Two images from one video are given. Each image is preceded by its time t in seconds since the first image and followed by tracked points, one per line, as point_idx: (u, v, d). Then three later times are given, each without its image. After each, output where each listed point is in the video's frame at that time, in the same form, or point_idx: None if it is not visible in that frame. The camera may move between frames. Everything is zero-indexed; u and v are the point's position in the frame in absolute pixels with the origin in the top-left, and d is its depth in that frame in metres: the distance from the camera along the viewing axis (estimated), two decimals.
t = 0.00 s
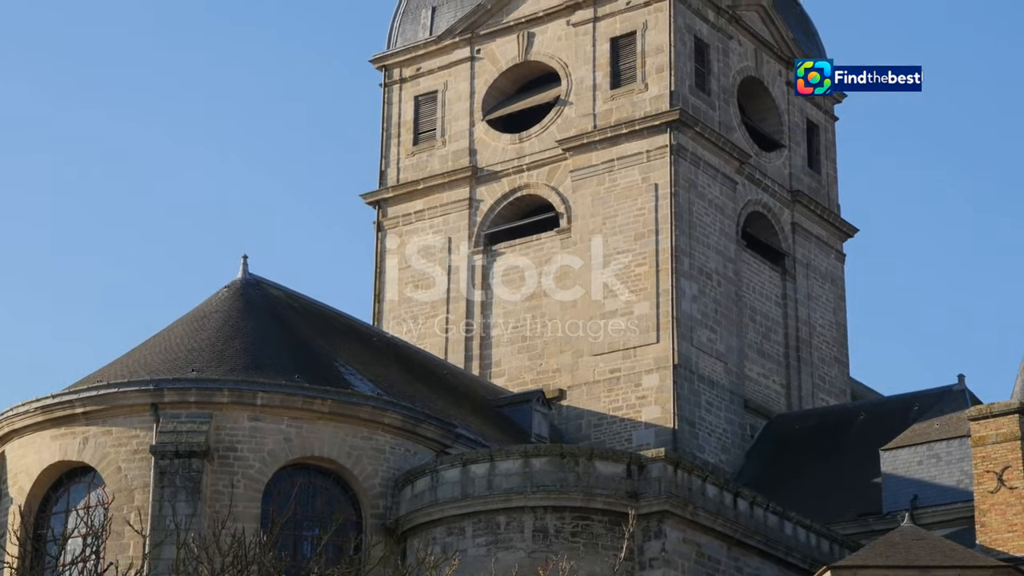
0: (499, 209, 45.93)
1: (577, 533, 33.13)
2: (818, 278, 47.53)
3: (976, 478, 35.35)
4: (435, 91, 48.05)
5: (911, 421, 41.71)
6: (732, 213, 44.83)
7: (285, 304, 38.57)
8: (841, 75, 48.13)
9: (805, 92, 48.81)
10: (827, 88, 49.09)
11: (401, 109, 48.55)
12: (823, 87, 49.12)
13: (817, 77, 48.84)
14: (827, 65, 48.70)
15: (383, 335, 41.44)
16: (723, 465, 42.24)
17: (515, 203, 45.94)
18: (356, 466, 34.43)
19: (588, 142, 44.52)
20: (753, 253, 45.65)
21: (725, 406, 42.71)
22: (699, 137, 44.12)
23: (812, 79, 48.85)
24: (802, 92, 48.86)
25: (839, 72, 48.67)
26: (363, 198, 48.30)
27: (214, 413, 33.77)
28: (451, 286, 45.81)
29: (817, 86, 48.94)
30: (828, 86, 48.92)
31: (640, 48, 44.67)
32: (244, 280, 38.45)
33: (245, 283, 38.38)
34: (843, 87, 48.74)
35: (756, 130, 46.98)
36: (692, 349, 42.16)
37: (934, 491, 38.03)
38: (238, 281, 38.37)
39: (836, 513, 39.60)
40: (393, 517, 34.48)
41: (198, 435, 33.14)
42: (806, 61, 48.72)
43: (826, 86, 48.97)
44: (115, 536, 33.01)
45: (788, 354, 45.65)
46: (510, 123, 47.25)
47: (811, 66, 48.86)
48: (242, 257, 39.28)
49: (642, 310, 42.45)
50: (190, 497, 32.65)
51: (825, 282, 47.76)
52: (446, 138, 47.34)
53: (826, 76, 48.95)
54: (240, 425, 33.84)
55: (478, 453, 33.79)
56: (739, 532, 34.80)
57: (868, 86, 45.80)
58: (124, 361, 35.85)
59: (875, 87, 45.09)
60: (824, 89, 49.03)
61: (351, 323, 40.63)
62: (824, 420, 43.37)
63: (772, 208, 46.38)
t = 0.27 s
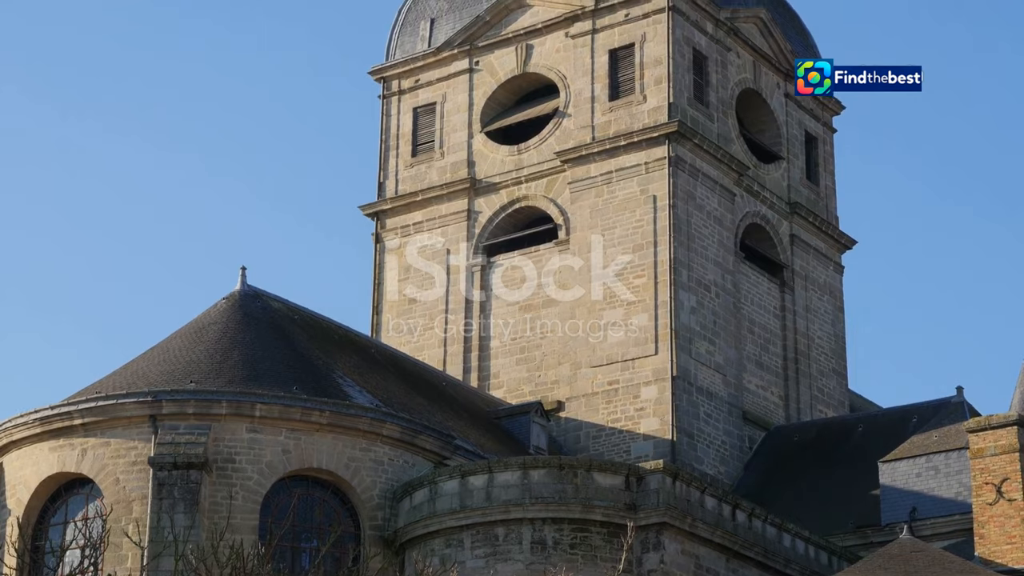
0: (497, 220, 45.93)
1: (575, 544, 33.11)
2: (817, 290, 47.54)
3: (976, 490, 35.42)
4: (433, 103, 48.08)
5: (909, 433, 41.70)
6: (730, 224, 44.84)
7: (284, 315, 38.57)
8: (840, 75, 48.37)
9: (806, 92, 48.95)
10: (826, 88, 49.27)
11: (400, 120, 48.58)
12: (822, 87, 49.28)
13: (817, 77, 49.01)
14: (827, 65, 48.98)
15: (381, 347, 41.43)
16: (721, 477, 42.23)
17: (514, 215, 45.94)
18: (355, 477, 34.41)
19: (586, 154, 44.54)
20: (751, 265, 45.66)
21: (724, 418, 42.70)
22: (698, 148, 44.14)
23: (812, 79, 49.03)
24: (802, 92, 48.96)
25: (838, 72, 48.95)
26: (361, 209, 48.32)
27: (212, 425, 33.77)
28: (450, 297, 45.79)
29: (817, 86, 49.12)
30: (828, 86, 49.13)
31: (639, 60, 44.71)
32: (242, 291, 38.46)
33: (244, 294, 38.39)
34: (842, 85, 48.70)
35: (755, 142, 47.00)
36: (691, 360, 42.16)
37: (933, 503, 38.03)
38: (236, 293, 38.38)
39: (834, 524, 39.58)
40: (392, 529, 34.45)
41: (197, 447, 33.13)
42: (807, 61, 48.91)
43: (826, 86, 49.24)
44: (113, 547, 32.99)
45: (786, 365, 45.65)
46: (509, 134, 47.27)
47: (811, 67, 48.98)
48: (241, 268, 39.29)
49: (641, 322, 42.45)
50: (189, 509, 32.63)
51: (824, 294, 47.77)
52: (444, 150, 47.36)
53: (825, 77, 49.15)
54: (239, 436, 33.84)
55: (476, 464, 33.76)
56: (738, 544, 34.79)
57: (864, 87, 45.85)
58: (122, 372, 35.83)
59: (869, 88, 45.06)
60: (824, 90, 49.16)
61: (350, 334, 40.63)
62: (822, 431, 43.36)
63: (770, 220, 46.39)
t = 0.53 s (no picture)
0: (497, 232, 45.93)
1: (574, 556, 33.10)
2: (816, 301, 47.54)
3: (975, 501, 35.36)
4: (432, 114, 48.10)
5: (908, 444, 41.69)
6: (729, 236, 44.85)
7: (283, 326, 38.57)
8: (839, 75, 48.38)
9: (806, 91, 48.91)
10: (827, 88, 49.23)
11: (399, 132, 48.60)
12: (822, 87, 49.25)
13: (817, 77, 49.02)
14: (827, 65, 48.98)
15: (380, 358, 41.42)
16: (720, 488, 42.22)
17: (513, 226, 45.95)
18: (353, 489, 34.40)
19: (585, 165, 44.56)
20: (750, 277, 45.67)
21: (723, 429, 42.70)
22: (697, 160, 44.17)
23: (812, 79, 49.00)
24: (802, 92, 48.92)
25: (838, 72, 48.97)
26: (360, 220, 48.33)
27: (211, 436, 33.78)
28: (449, 308, 45.79)
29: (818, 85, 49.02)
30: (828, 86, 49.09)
31: (638, 71, 44.75)
32: (241, 302, 38.45)
33: (243, 305, 38.39)
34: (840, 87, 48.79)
35: (754, 153, 47.02)
36: (690, 372, 42.16)
37: (932, 514, 38.03)
38: (235, 304, 38.37)
39: (833, 536, 39.57)
40: (390, 540, 34.43)
41: (196, 458, 33.12)
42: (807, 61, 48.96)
43: (826, 86, 49.20)
44: (112, 558, 32.98)
45: (785, 377, 45.65)
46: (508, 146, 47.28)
47: (811, 67, 49.05)
48: (240, 279, 39.29)
49: (640, 333, 42.45)
50: (188, 520, 32.61)
51: (823, 306, 47.78)
52: (444, 161, 47.38)
53: (825, 77, 49.20)
54: (238, 448, 33.85)
55: (475, 476, 33.73)
56: (737, 555, 34.78)
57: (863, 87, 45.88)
58: (121, 383, 35.82)
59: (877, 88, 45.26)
60: (824, 90, 49.11)
61: (348, 345, 40.62)
62: (821, 443, 43.34)
63: (769, 232, 46.40)
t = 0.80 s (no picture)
0: (495, 243, 45.92)
1: (572, 567, 33.07)
2: (814, 312, 47.54)
3: (974, 513, 35.42)
4: (431, 126, 48.12)
5: (907, 456, 41.67)
6: (727, 247, 44.86)
7: (281, 337, 38.56)
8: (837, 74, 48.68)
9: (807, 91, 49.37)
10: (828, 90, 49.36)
11: (397, 143, 48.61)
12: (823, 87, 49.67)
13: (817, 77, 49.49)
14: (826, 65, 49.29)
15: (378, 369, 41.41)
16: (718, 499, 42.21)
17: (511, 237, 45.94)
18: (352, 500, 34.37)
19: (584, 177, 44.57)
20: (749, 288, 45.68)
21: (721, 441, 42.69)
22: (695, 171, 44.19)
23: (812, 79, 49.48)
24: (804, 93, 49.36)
25: (837, 71, 49.30)
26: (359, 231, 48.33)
27: (209, 447, 33.78)
28: (447, 319, 45.78)
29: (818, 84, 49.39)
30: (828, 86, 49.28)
31: (637, 83, 44.78)
32: (239, 314, 38.44)
33: (241, 316, 38.38)
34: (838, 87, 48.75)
35: (753, 165, 47.04)
36: (688, 383, 42.16)
37: (930, 526, 38.02)
38: (233, 315, 38.36)
39: (832, 547, 39.52)
40: (388, 551, 34.40)
41: (193, 469, 33.10)
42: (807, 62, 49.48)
43: (826, 86, 49.58)
44: (109, 570, 32.96)
45: (784, 389, 45.64)
46: (507, 157, 47.30)
47: (811, 66, 49.56)
48: (238, 291, 39.28)
49: (638, 344, 42.45)
50: (186, 532, 32.59)
51: (821, 317, 47.77)
52: (442, 172, 47.39)
53: (825, 76, 49.53)
54: (236, 459, 33.84)
55: (473, 487, 33.69)
56: (735, 567, 34.76)
57: (863, 87, 46.22)
58: (119, 394, 35.81)
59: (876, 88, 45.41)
60: (824, 89, 49.54)
61: (346, 356, 40.61)
62: (820, 454, 43.31)
63: (768, 243, 46.42)
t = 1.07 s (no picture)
0: (493, 254, 45.90)
1: None
2: (812, 323, 47.54)
3: (971, 524, 35.58)
4: (429, 136, 48.11)
5: (905, 466, 41.64)
6: (725, 258, 44.85)
7: (279, 347, 38.53)
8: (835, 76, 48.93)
9: (807, 91, 49.69)
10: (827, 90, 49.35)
11: (396, 153, 48.62)
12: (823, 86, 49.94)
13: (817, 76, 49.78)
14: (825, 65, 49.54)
15: (377, 379, 41.42)
16: (717, 510, 42.19)
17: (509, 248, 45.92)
18: (350, 510, 34.33)
19: (582, 187, 44.59)
20: (747, 299, 45.68)
21: (719, 451, 42.69)
22: (693, 182, 44.20)
23: (811, 78, 49.78)
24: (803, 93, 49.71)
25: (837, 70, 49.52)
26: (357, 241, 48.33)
27: (208, 457, 33.76)
28: (446, 330, 45.77)
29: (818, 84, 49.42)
30: (828, 85, 49.16)
31: (635, 93, 44.81)
32: (237, 324, 38.41)
33: (239, 327, 38.36)
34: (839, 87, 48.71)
35: (750, 175, 47.06)
36: (686, 394, 42.16)
37: (928, 537, 37.99)
38: (231, 325, 38.34)
39: (829, 557, 39.49)
40: (386, 562, 34.39)
41: (192, 480, 33.07)
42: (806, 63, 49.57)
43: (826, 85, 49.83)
44: None
45: (782, 400, 45.63)
46: (505, 167, 47.30)
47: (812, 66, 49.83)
48: (236, 301, 39.27)
49: (636, 355, 42.45)
50: (184, 542, 32.53)
51: (819, 327, 47.77)
52: (440, 183, 47.39)
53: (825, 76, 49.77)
54: (234, 469, 33.81)
55: (471, 497, 33.66)
56: None
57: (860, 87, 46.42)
58: (118, 405, 35.78)
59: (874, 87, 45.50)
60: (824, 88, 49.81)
61: (345, 367, 40.62)
62: (818, 465, 43.27)
63: (766, 254, 46.43)
